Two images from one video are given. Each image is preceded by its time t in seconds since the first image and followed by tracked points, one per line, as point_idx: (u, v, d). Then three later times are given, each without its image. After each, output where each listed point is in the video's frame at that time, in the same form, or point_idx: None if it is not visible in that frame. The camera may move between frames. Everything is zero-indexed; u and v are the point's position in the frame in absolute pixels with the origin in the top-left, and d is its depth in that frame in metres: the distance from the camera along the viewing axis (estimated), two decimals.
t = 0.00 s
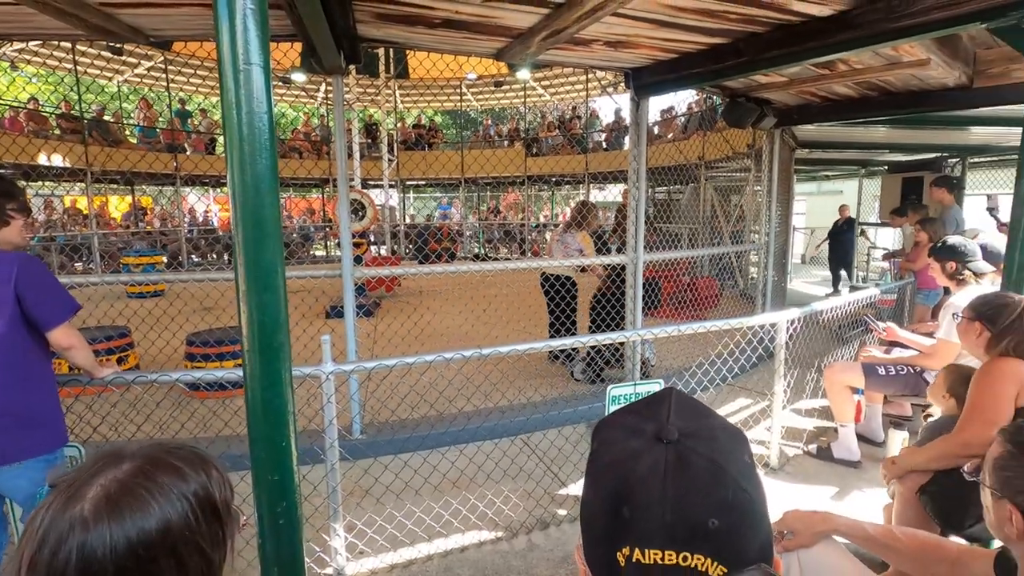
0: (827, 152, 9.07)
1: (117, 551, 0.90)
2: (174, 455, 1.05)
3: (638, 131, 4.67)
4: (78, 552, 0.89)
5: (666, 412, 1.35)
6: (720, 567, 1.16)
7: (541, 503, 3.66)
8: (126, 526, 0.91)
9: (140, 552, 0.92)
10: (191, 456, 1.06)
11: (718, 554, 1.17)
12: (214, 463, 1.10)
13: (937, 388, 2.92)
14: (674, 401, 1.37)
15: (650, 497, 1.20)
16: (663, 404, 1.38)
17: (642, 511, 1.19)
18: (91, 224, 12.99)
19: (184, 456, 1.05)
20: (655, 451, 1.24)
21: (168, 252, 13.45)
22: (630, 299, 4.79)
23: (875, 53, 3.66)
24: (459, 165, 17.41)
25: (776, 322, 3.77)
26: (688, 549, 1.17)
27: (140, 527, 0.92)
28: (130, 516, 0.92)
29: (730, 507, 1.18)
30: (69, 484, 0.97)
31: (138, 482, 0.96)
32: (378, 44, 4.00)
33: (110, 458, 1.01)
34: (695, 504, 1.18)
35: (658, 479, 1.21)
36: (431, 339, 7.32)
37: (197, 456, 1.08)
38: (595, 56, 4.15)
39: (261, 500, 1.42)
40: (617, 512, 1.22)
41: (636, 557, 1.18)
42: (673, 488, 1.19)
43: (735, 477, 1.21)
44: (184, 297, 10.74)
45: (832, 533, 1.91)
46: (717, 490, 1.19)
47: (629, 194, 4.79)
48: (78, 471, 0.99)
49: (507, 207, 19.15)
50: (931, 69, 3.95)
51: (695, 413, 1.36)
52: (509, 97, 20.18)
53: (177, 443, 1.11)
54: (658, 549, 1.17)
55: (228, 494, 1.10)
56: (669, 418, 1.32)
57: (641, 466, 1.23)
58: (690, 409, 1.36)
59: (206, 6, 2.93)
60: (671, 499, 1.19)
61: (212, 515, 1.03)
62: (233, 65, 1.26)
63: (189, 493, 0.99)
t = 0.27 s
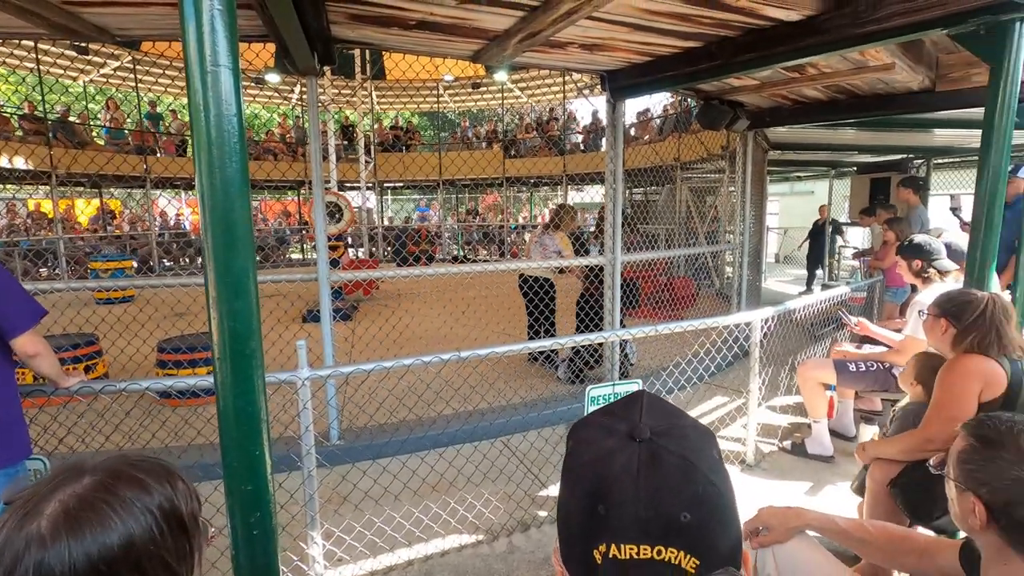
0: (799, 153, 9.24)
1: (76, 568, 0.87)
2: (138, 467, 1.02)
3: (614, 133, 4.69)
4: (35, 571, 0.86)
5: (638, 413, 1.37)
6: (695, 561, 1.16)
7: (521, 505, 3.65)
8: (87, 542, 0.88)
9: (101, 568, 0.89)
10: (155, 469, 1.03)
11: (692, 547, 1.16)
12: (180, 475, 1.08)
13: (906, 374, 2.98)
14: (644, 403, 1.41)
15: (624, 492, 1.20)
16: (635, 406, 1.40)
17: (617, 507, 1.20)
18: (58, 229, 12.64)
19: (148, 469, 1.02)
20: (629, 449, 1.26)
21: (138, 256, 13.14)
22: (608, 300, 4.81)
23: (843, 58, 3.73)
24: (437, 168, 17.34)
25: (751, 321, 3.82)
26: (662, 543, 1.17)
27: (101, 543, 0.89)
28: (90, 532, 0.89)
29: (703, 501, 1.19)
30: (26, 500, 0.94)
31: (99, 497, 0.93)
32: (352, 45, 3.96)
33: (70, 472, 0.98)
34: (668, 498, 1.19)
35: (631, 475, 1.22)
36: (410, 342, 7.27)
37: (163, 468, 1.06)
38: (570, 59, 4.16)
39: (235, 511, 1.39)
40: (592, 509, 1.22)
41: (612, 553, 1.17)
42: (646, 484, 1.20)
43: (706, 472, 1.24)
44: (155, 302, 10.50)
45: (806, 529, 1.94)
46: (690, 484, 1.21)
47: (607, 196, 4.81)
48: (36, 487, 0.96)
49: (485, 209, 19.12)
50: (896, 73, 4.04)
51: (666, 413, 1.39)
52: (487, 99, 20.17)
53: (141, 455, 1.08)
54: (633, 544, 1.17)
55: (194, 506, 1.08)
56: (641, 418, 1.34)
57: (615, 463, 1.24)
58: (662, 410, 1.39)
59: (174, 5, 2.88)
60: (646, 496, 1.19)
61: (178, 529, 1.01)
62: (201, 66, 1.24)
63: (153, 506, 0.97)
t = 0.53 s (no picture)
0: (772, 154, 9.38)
1: None
2: (96, 479, 0.98)
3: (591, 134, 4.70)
4: None
5: (610, 410, 1.38)
6: (667, 552, 1.16)
7: (502, 507, 3.64)
8: (41, 558, 0.85)
9: None
10: (115, 479, 1.00)
11: (665, 538, 1.17)
12: (141, 485, 1.05)
13: (879, 371, 3.04)
14: (614, 401, 1.43)
15: (597, 484, 1.21)
16: (606, 404, 1.42)
17: (589, 499, 1.20)
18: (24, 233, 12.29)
19: (107, 480, 0.99)
20: (601, 444, 1.27)
21: (108, 260, 12.83)
22: (587, 300, 4.83)
23: (813, 60, 3.80)
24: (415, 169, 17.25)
25: (727, 319, 3.85)
26: (635, 533, 1.16)
27: (55, 559, 0.86)
28: (43, 547, 0.86)
29: (673, 493, 1.20)
30: None
31: (53, 511, 0.89)
32: (326, 45, 3.92)
33: (23, 485, 0.94)
34: (639, 489, 1.20)
35: (604, 467, 1.23)
36: (389, 344, 7.21)
37: (122, 479, 1.02)
38: (546, 60, 4.16)
39: (203, 521, 1.36)
40: (566, 504, 1.22)
41: (587, 547, 1.17)
42: (619, 477, 1.21)
43: (676, 465, 1.26)
44: (126, 307, 10.26)
45: (780, 523, 1.96)
46: (659, 476, 1.22)
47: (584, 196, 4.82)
48: None
49: (464, 210, 19.07)
50: (864, 74, 4.12)
51: (637, 411, 1.40)
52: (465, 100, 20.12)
53: (100, 466, 1.04)
54: (607, 536, 1.16)
55: (156, 518, 1.05)
56: (612, 415, 1.36)
57: (587, 458, 1.25)
58: (631, 408, 1.41)
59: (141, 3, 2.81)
60: (618, 490, 1.20)
61: (139, 542, 0.98)
62: (163, 63, 1.21)
63: (113, 519, 0.94)
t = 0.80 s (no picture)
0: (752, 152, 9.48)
1: None
2: (72, 482, 0.96)
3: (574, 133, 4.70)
4: None
5: (591, 402, 1.39)
6: (652, 537, 1.16)
7: (487, 506, 3.64)
8: (16, 560, 0.82)
9: None
10: (91, 482, 0.98)
11: (649, 523, 1.17)
12: (118, 488, 1.03)
13: (857, 366, 3.10)
14: (597, 393, 1.44)
15: (582, 473, 1.21)
16: (587, 396, 1.43)
17: (575, 488, 1.20)
18: None
19: (82, 483, 0.97)
20: (584, 434, 1.28)
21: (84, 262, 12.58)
22: (571, 298, 4.84)
23: (791, 59, 3.84)
24: (398, 168, 17.16)
25: (709, 315, 3.88)
26: (619, 520, 1.16)
27: (31, 560, 0.84)
28: (19, 550, 0.83)
29: (656, 480, 1.21)
30: None
31: (28, 514, 0.87)
32: (305, 42, 3.87)
33: None
34: (623, 476, 1.20)
35: (588, 457, 1.24)
36: (374, 345, 7.17)
37: (98, 482, 1.00)
38: (528, 58, 4.16)
39: (184, 525, 1.34)
40: (552, 495, 1.22)
41: (573, 535, 1.16)
42: (603, 466, 1.22)
43: (658, 453, 1.27)
44: (100, 310, 10.06)
45: (762, 516, 1.98)
46: (642, 463, 1.23)
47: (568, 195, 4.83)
48: None
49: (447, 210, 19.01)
50: (841, 74, 4.18)
51: (619, 402, 1.41)
52: (448, 99, 20.05)
53: (74, 469, 1.02)
54: (592, 523, 1.16)
55: (133, 521, 1.04)
56: (594, 405, 1.37)
57: (571, 448, 1.26)
58: (613, 399, 1.42)
59: None
60: (602, 477, 1.20)
61: (115, 544, 0.97)
62: (136, 58, 1.18)
63: (89, 521, 0.93)
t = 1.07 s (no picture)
0: (737, 150, 9.56)
1: None
2: (60, 479, 0.95)
3: (561, 132, 4.70)
4: None
5: (578, 394, 1.40)
6: (640, 523, 1.17)
7: (477, 504, 3.64)
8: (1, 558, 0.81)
9: None
10: (80, 480, 0.97)
11: (637, 510, 1.18)
12: (107, 487, 1.02)
13: (839, 362, 3.14)
14: (583, 387, 1.45)
15: (571, 462, 1.22)
16: (574, 389, 1.44)
17: (564, 475, 1.21)
18: None
19: (70, 480, 0.96)
20: (573, 424, 1.29)
21: (65, 263, 12.38)
22: (560, 296, 4.85)
23: (775, 58, 3.88)
24: (385, 167, 17.08)
25: (696, 312, 3.91)
26: (608, 506, 1.17)
27: (15, 558, 0.83)
28: (3, 547, 0.82)
29: (643, 467, 1.23)
30: None
31: (13, 510, 0.86)
32: (291, 39, 3.84)
33: None
34: (611, 464, 1.21)
35: (576, 445, 1.25)
36: (361, 344, 7.14)
37: (87, 480, 0.99)
38: (515, 56, 4.16)
39: (170, 527, 1.33)
40: (541, 485, 1.23)
41: (563, 523, 1.17)
42: (591, 455, 1.23)
43: (645, 442, 1.28)
44: (82, 311, 9.92)
45: (748, 508, 1.99)
46: (629, 452, 1.24)
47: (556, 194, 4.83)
48: None
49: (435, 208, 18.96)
50: (823, 73, 4.23)
51: (605, 394, 1.43)
52: (435, 97, 19.98)
53: (63, 467, 1.01)
54: (582, 510, 1.17)
55: (122, 521, 1.02)
56: (581, 398, 1.38)
57: (560, 438, 1.27)
58: (599, 392, 1.43)
59: None
60: (591, 465, 1.21)
61: (103, 544, 0.95)
62: (117, 53, 1.17)
63: (77, 519, 0.91)
